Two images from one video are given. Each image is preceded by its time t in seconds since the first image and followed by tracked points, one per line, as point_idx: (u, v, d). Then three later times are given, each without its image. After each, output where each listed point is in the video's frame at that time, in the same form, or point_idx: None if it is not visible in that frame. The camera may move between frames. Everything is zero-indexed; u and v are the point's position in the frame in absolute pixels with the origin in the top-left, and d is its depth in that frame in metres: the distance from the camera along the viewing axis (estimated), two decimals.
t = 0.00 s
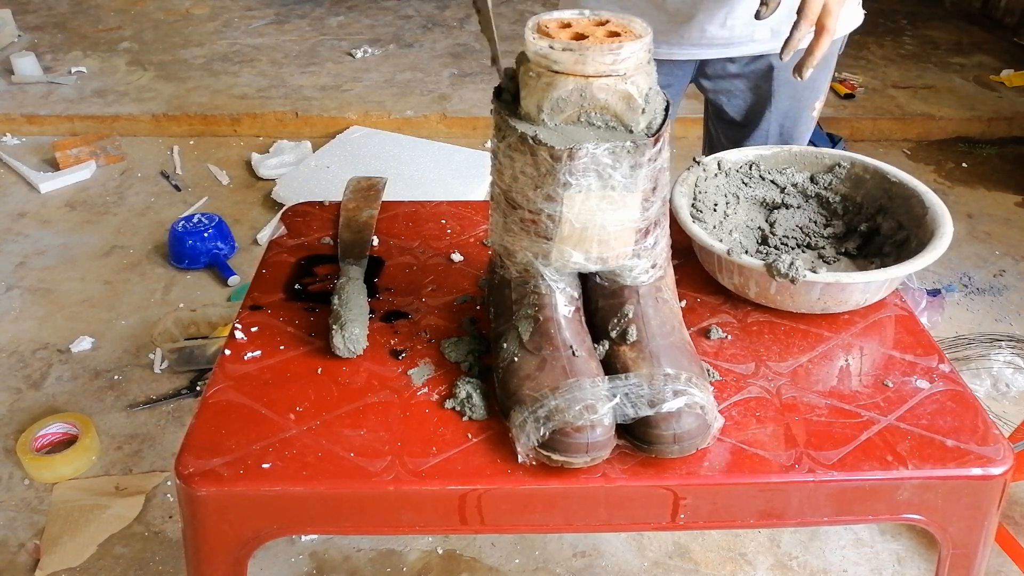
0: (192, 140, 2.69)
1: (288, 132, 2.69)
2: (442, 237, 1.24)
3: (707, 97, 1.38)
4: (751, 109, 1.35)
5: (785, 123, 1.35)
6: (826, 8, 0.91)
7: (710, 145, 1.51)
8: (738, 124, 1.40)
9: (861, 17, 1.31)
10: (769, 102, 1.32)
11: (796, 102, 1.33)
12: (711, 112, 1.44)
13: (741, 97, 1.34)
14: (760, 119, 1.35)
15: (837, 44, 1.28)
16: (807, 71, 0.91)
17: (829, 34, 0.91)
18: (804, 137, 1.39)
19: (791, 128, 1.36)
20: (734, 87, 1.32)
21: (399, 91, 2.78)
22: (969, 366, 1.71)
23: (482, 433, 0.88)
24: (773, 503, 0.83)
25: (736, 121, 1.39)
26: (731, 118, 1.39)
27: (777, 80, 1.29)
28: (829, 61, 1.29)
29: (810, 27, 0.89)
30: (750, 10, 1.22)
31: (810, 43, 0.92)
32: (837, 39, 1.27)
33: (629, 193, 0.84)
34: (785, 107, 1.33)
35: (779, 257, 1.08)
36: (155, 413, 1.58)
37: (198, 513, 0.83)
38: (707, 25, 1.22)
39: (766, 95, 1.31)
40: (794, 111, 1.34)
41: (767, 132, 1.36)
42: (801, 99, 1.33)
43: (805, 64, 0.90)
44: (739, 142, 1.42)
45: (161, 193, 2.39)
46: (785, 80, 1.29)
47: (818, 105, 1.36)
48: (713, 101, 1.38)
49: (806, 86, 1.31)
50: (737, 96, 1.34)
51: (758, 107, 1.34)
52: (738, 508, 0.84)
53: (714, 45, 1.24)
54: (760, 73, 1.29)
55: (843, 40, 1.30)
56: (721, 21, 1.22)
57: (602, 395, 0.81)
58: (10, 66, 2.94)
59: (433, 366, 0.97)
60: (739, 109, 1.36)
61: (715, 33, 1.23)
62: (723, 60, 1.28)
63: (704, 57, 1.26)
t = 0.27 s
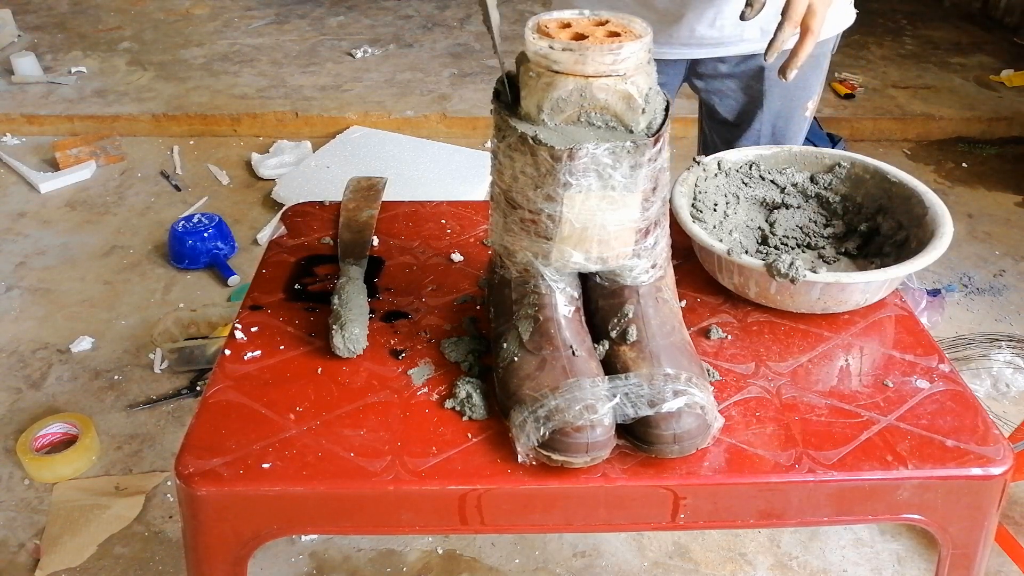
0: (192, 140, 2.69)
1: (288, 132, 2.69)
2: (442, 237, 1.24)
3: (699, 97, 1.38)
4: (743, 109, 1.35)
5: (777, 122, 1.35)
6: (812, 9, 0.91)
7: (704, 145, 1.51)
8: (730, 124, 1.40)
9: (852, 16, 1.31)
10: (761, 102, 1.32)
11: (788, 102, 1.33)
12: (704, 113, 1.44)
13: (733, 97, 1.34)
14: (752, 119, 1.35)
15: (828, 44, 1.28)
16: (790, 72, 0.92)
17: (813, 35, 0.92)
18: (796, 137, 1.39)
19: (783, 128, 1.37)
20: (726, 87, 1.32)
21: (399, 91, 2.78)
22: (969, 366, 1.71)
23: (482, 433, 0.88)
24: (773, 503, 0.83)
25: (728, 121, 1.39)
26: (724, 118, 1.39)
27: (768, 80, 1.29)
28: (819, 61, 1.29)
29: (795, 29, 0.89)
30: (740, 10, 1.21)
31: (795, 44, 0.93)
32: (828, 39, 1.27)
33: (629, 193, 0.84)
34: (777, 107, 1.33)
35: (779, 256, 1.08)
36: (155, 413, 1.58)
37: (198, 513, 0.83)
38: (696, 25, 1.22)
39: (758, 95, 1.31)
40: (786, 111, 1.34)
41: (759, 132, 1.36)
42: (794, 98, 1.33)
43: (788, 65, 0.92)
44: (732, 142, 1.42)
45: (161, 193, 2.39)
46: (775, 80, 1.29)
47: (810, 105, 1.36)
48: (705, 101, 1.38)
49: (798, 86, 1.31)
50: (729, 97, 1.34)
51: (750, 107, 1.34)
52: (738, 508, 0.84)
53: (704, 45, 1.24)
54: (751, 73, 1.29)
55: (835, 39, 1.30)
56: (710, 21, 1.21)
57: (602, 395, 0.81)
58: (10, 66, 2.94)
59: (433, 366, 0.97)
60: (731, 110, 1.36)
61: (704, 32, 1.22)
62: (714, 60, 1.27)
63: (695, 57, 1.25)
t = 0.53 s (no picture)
0: (192, 140, 2.69)
1: (288, 132, 2.69)
2: (442, 237, 1.24)
3: (696, 97, 1.38)
4: (739, 109, 1.35)
5: (774, 123, 1.35)
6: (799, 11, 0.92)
7: (702, 146, 1.51)
8: (728, 124, 1.40)
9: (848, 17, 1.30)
10: (757, 102, 1.32)
11: (784, 102, 1.33)
12: (701, 113, 1.44)
13: (729, 97, 1.34)
14: (749, 119, 1.35)
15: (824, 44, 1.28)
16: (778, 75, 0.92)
17: (801, 38, 0.92)
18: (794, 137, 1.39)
19: (780, 128, 1.36)
20: (722, 87, 1.32)
21: (399, 91, 2.78)
22: (969, 366, 1.71)
23: (482, 433, 0.88)
24: (773, 504, 0.83)
25: (725, 121, 1.39)
26: (721, 118, 1.39)
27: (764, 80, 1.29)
28: (816, 61, 1.29)
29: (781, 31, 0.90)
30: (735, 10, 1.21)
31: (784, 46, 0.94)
32: (824, 39, 1.27)
33: (629, 193, 0.84)
34: (773, 108, 1.33)
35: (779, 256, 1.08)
36: (155, 413, 1.58)
37: (198, 512, 0.83)
38: (691, 26, 1.22)
39: (754, 96, 1.31)
40: (783, 111, 1.34)
41: (756, 132, 1.36)
42: (790, 99, 1.32)
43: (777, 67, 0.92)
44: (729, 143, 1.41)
45: (161, 193, 2.39)
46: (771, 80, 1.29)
47: (807, 105, 1.36)
48: (702, 101, 1.38)
49: (794, 86, 1.31)
50: (725, 97, 1.34)
51: (747, 107, 1.34)
52: (738, 508, 0.84)
53: (700, 46, 1.24)
54: (747, 73, 1.29)
55: (831, 39, 1.29)
56: (705, 21, 1.21)
57: (602, 395, 0.81)
58: (9, 66, 2.94)
59: (433, 366, 0.97)
60: (728, 109, 1.36)
61: (699, 33, 1.22)
62: (710, 60, 1.27)
63: (691, 58, 1.25)
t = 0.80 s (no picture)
0: (192, 140, 2.69)
1: (288, 132, 2.69)
2: (442, 237, 1.24)
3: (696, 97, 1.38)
4: (739, 110, 1.35)
5: (774, 123, 1.35)
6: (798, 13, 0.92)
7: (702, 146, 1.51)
8: (728, 125, 1.39)
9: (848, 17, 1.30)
10: (757, 102, 1.32)
11: (785, 102, 1.32)
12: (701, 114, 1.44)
13: (730, 98, 1.34)
14: (749, 119, 1.35)
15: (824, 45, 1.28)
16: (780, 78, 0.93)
17: (801, 39, 0.93)
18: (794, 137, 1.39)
19: (780, 128, 1.36)
20: (722, 88, 1.32)
21: (399, 91, 2.78)
22: (969, 366, 1.71)
23: (482, 433, 0.88)
24: (773, 503, 0.83)
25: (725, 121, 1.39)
26: (721, 118, 1.39)
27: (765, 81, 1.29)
28: (816, 61, 1.29)
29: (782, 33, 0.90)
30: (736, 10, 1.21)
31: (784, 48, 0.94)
32: (824, 39, 1.27)
33: (629, 193, 0.84)
34: (774, 108, 1.33)
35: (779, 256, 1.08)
36: (155, 413, 1.58)
37: (198, 512, 0.83)
38: (691, 27, 1.22)
39: (754, 96, 1.31)
40: (783, 111, 1.34)
41: (757, 132, 1.36)
42: (791, 99, 1.32)
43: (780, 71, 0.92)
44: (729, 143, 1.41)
45: (161, 193, 2.39)
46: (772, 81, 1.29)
47: (808, 105, 1.36)
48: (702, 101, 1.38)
49: (795, 86, 1.31)
50: (725, 97, 1.34)
51: (747, 108, 1.34)
52: (738, 508, 0.84)
53: (700, 46, 1.24)
54: (747, 73, 1.29)
55: (831, 39, 1.29)
56: (706, 22, 1.21)
57: (602, 395, 0.81)
58: (10, 66, 2.94)
59: (433, 366, 0.97)
60: (728, 110, 1.36)
61: (700, 34, 1.22)
62: (711, 60, 1.27)
63: (691, 58, 1.25)
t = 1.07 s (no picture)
0: (192, 140, 2.69)
1: (288, 132, 2.69)
2: (442, 237, 1.24)
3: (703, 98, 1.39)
4: (747, 111, 1.35)
5: (781, 124, 1.35)
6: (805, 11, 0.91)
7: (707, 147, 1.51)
8: (734, 126, 1.40)
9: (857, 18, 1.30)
10: (765, 103, 1.32)
11: (793, 104, 1.33)
12: (707, 115, 1.45)
13: (737, 99, 1.34)
14: (756, 120, 1.35)
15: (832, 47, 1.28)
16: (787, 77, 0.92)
17: (809, 37, 0.92)
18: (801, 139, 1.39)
19: (788, 129, 1.36)
20: (729, 89, 1.32)
21: (399, 91, 2.78)
22: (969, 366, 1.71)
23: (482, 433, 0.88)
24: (773, 503, 0.83)
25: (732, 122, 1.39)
26: (727, 120, 1.39)
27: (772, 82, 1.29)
28: (824, 63, 1.30)
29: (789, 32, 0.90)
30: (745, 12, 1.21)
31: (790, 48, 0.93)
32: (832, 41, 1.27)
33: (629, 193, 0.84)
34: (781, 109, 1.33)
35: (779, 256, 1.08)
36: (155, 413, 1.58)
37: (198, 512, 0.83)
38: (700, 28, 1.22)
39: (761, 97, 1.32)
40: (790, 113, 1.34)
41: (763, 133, 1.36)
42: (797, 101, 1.32)
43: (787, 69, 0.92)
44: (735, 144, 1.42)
45: (161, 193, 2.39)
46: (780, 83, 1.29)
47: (815, 107, 1.36)
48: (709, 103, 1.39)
49: (802, 88, 1.31)
50: (733, 98, 1.34)
51: (754, 109, 1.34)
52: (738, 509, 0.84)
53: (709, 47, 1.24)
54: (756, 75, 1.29)
55: (839, 41, 1.30)
56: (714, 23, 1.21)
57: (602, 395, 0.81)
58: (9, 66, 2.94)
59: (433, 366, 0.97)
60: (734, 111, 1.36)
61: (709, 35, 1.22)
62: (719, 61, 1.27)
63: (700, 59, 1.25)
